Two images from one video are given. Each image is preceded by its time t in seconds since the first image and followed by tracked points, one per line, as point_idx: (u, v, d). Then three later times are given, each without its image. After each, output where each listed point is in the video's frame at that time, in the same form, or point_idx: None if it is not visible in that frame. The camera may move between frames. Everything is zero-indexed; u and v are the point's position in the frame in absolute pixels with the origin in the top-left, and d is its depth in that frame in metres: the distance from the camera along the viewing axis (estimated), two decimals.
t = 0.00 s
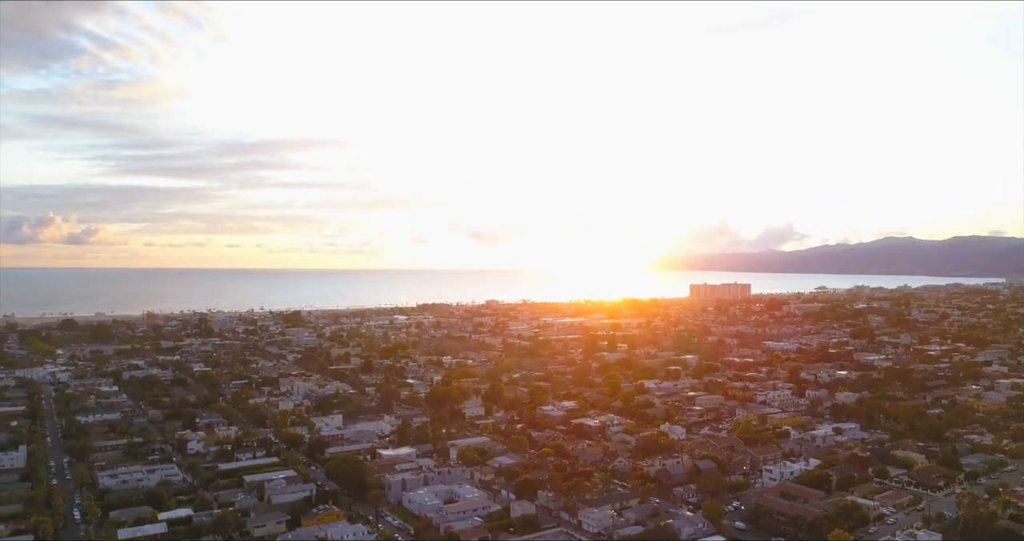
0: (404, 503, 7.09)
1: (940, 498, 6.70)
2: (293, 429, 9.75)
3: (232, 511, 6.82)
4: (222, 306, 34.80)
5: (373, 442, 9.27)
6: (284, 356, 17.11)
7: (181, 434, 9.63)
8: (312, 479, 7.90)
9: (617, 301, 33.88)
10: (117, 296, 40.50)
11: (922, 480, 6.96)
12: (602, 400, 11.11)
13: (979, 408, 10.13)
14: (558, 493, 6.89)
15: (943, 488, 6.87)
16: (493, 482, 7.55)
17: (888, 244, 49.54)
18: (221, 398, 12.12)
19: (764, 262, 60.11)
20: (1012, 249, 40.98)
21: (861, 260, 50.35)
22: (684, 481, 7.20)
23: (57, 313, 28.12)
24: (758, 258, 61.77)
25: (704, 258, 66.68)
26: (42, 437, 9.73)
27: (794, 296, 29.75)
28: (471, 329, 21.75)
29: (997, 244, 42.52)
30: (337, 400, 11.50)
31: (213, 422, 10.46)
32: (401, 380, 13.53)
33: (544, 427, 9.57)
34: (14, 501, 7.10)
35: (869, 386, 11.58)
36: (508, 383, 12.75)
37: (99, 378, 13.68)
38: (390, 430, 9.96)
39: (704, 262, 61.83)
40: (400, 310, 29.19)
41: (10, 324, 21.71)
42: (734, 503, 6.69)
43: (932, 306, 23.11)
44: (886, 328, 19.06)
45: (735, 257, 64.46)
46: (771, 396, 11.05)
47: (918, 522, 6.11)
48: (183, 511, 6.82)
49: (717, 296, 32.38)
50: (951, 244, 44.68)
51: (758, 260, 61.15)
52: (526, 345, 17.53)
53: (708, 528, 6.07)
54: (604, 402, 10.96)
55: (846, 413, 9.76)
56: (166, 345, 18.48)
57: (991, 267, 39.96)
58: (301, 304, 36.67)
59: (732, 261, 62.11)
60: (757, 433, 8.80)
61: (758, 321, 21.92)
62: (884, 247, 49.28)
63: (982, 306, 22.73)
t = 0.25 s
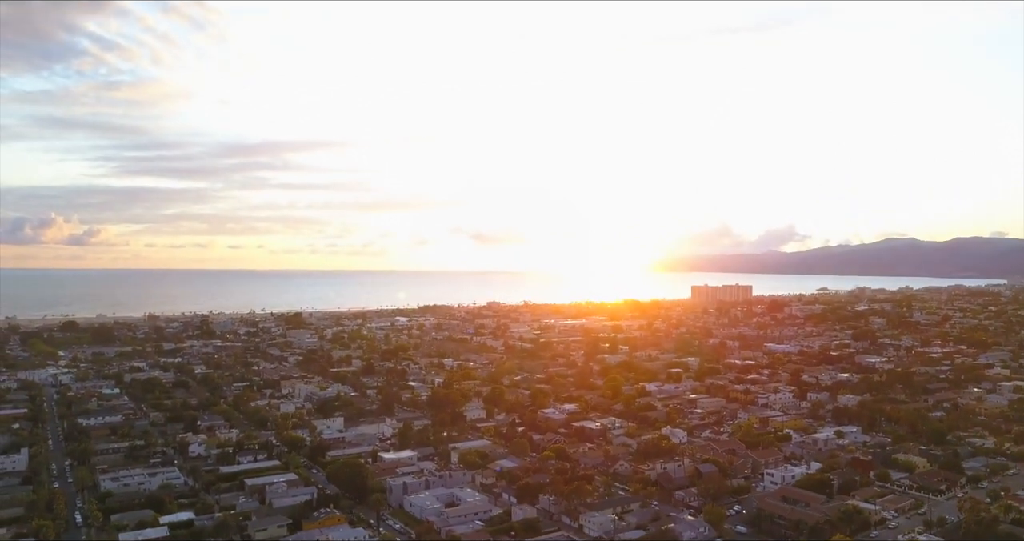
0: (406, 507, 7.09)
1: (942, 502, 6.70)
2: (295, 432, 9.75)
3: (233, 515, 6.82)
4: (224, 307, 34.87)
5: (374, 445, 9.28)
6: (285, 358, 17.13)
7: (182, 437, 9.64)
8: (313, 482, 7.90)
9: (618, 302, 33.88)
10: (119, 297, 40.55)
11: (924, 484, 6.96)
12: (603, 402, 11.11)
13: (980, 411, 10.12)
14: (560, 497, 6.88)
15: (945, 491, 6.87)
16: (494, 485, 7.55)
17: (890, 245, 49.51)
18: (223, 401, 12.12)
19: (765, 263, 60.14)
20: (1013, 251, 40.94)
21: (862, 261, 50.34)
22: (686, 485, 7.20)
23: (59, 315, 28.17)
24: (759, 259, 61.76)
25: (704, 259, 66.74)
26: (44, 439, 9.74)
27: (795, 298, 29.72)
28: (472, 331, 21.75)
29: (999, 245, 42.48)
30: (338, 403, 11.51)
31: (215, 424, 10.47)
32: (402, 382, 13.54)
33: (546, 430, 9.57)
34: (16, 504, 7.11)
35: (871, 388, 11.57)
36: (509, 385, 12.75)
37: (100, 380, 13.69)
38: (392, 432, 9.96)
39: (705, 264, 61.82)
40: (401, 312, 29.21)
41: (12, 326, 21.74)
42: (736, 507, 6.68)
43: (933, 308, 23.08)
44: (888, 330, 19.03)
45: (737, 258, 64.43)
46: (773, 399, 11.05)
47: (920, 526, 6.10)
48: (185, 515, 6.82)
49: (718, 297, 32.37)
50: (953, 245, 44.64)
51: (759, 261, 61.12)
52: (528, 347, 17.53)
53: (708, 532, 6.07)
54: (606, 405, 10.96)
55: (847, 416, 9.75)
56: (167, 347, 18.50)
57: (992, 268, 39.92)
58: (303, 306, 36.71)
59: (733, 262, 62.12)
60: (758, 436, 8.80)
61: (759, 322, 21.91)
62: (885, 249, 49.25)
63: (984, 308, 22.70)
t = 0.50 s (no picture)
0: (407, 511, 7.09)
1: (944, 506, 6.69)
2: (296, 435, 9.76)
3: (234, 518, 6.82)
4: (226, 309, 34.93)
5: (376, 448, 9.28)
6: (287, 360, 17.13)
7: (184, 439, 9.64)
8: (315, 485, 7.90)
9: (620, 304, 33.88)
10: (121, 298, 40.59)
11: (925, 488, 6.95)
12: (604, 405, 11.10)
13: (982, 413, 10.11)
14: (561, 500, 6.88)
15: (947, 495, 6.87)
16: (496, 489, 7.55)
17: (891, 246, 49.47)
18: (224, 403, 12.12)
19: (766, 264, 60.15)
20: (1015, 252, 40.89)
21: (863, 262, 50.30)
22: (687, 488, 7.19)
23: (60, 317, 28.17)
24: (761, 260, 61.73)
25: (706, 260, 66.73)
26: (45, 442, 9.74)
27: (797, 299, 29.70)
28: (474, 333, 21.75)
29: (1001, 246, 42.43)
30: (340, 405, 11.50)
31: (216, 427, 10.47)
32: (403, 385, 13.53)
33: (547, 433, 9.57)
34: (17, 507, 7.11)
35: (872, 391, 11.56)
36: (510, 387, 12.74)
37: (102, 382, 13.70)
38: (393, 435, 9.96)
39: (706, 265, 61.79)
40: (402, 313, 29.20)
41: (14, 328, 21.75)
42: (737, 510, 6.68)
43: (935, 310, 23.06)
44: (889, 332, 19.01)
45: (738, 259, 64.38)
46: (774, 402, 11.04)
47: (921, 530, 6.10)
48: (186, 518, 6.82)
49: (719, 299, 32.36)
50: (955, 247, 44.59)
51: (761, 262, 61.06)
52: (529, 349, 17.53)
53: (710, 537, 6.06)
54: (607, 408, 10.95)
55: (849, 419, 9.74)
56: (169, 349, 18.52)
57: (994, 270, 39.87)
58: (304, 307, 36.80)
59: (734, 263, 62.12)
60: (760, 439, 8.79)
61: (761, 324, 21.90)
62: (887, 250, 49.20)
63: (986, 309, 22.68)
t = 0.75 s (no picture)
0: (409, 514, 7.09)
1: (946, 510, 6.68)
2: (297, 437, 9.76)
3: (236, 522, 6.83)
4: (228, 310, 34.97)
5: (377, 451, 9.28)
6: (289, 362, 17.13)
7: (185, 442, 9.65)
8: (316, 489, 7.90)
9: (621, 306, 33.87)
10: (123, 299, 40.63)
11: (927, 492, 6.94)
12: (606, 408, 11.09)
13: (984, 417, 10.09)
14: (562, 504, 6.87)
15: (948, 499, 6.86)
16: (497, 492, 7.54)
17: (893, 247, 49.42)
18: (226, 406, 12.12)
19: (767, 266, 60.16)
20: (1018, 253, 40.83)
21: (865, 264, 50.26)
22: (689, 492, 7.19)
23: (62, 318, 28.18)
24: (762, 261, 61.70)
25: (707, 261, 66.73)
26: (47, 445, 9.74)
27: (799, 301, 29.67)
28: (475, 335, 21.75)
29: (1003, 248, 42.35)
30: (341, 408, 11.50)
31: (218, 430, 10.48)
32: (405, 387, 13.53)
33: (548, 436, 9.56)
34: (19, 511, 7.11)
35: (874, 394, 11.55)
36: (512, 390, 12.73)
37: (104, 384, 13.71)
38: (394, 438, 9.97)
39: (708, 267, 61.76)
40: (404, 315, 29.21)
41: (16, 329, 21.78)
42: (738, 514, 6.67)
43: (937, 312, 23.03)
44: (891, 335, 18.98)
45: (740, 260, 64.35)
46: (776, 405, 11.03)
47: (923, 535, 6.09)
48: (188, 522, 6.83)
49: (721, 301, 32.34)
50: (956, 248, 44.52)
51: (762, 263, 61.00)
52: (530, 351, 17.52)
53: None
54: (608, 410, 10.95)
55: (851, 422, 9.73)
56: (171, 351, 18.52)
57: (996, 272, 39.80)
58: (306, 308, 36.88)
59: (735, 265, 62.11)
60: (761, 442, 8.78)
61: (762, 326, 21.89)
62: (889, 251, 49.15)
63: (988, 311, 22.64)
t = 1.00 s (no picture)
0: (410, 518, 7.09)
1: (947, 514, 6.67)
2: (299, 440, 9.76)
3: (237, 526, 6.83)
4: (230, 311, 35.02)
5: (378, 454, 9.28)
6: (290, 364, 17.14)
7: (187, 445, 9.65)
8: (317, 492, 7.89)
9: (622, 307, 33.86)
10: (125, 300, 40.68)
11: (929, 496, 6.94)
12: (607, 410, 11.09)
13: (986, 420, 10.07)
14: (563, 508, 6.87)
15: (950, 503, 6.85)
16: (498, 496, 7.55)
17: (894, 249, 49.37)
18: (227, 408, 12.12)
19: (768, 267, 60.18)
20: (1019, 254, 40.77)
21: (866, 265, 50.23)
22: (690, 496, 7.20)
23: (64, 320, 28.21)
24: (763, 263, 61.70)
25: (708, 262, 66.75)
26: (49, 447, 9.75)
27: (800, 303, 29.66)
28: (476, 337, 21.74)
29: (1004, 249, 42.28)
30: (342, 411, 11.51)
31: (219, 432, 10.48)
32: (406, 390, 13.53)
33: (549, 439, 9.56)
34: (21, 514, 7.12)
35: (876, 396, 11.54)
36: (513, 393, 12.73)
37: (105, 387, 13.72)
38: (395, 441, 9.97)
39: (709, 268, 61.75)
40: (405, 317, 29.21)
41: (18, 331, 21.79)
42: (739, 518, 6.67)
43: (938, 313, 22.99)
44: (893, 337, 18.96)
45: (741, 261, 64.34)
46: (777, 408, 11.02)
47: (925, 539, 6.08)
48: (189, 526, 6.84)
49: (722, 302, 32.34)
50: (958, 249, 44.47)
51: (763, 264, 61.02)
52: (532, 353, 17.51)
53: None
54: (610, 413, 10.95)
55: (853, 425, 9.72)
56: (172, 353, 18.53)
57: (998, 273, 39.74)
58: (308, 309, 36.96)
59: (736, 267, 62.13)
60: (762, 445, 8.78)
61: (764, 328, 21.88)
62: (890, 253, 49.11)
63: (989, 313, 22.61)
